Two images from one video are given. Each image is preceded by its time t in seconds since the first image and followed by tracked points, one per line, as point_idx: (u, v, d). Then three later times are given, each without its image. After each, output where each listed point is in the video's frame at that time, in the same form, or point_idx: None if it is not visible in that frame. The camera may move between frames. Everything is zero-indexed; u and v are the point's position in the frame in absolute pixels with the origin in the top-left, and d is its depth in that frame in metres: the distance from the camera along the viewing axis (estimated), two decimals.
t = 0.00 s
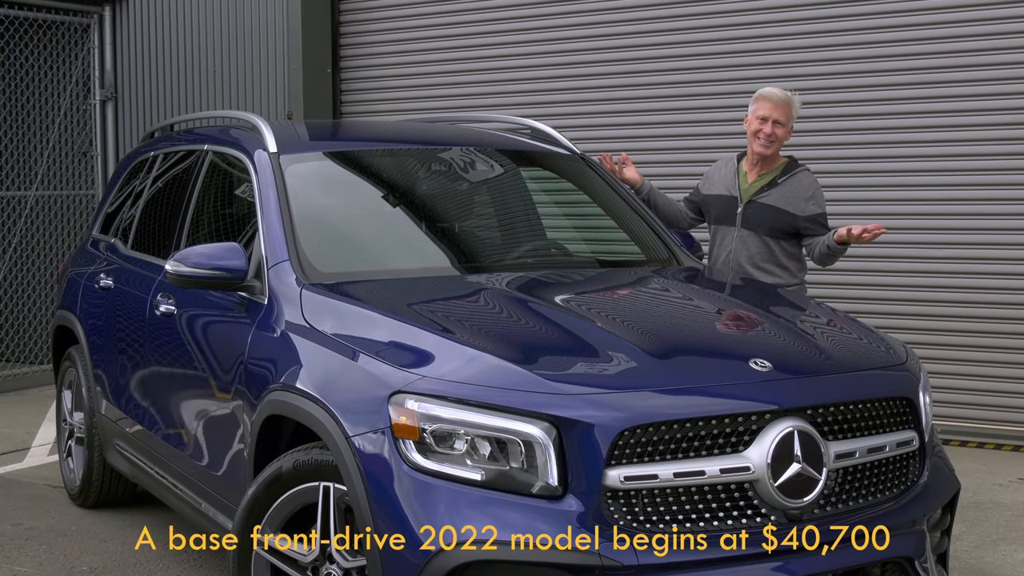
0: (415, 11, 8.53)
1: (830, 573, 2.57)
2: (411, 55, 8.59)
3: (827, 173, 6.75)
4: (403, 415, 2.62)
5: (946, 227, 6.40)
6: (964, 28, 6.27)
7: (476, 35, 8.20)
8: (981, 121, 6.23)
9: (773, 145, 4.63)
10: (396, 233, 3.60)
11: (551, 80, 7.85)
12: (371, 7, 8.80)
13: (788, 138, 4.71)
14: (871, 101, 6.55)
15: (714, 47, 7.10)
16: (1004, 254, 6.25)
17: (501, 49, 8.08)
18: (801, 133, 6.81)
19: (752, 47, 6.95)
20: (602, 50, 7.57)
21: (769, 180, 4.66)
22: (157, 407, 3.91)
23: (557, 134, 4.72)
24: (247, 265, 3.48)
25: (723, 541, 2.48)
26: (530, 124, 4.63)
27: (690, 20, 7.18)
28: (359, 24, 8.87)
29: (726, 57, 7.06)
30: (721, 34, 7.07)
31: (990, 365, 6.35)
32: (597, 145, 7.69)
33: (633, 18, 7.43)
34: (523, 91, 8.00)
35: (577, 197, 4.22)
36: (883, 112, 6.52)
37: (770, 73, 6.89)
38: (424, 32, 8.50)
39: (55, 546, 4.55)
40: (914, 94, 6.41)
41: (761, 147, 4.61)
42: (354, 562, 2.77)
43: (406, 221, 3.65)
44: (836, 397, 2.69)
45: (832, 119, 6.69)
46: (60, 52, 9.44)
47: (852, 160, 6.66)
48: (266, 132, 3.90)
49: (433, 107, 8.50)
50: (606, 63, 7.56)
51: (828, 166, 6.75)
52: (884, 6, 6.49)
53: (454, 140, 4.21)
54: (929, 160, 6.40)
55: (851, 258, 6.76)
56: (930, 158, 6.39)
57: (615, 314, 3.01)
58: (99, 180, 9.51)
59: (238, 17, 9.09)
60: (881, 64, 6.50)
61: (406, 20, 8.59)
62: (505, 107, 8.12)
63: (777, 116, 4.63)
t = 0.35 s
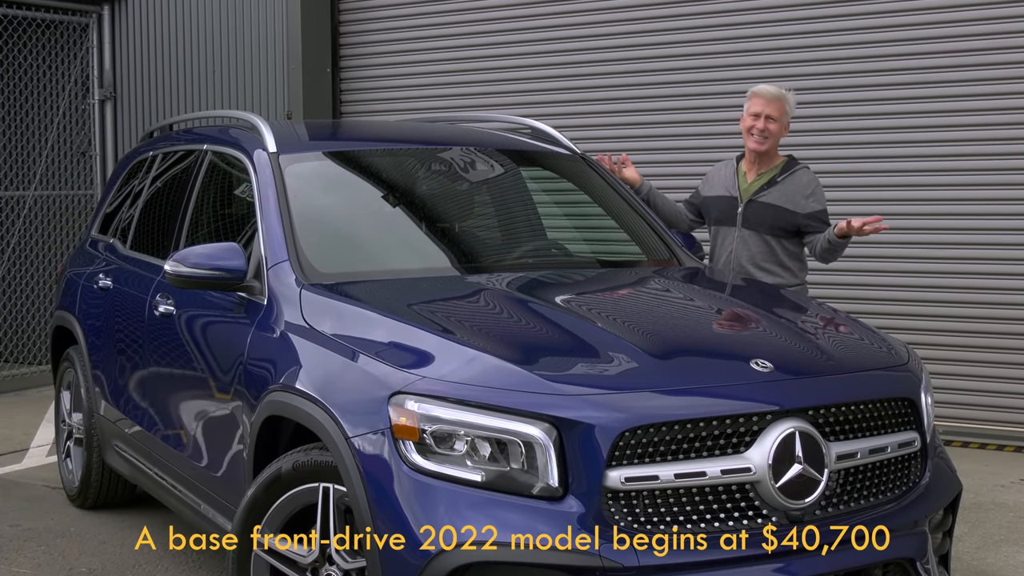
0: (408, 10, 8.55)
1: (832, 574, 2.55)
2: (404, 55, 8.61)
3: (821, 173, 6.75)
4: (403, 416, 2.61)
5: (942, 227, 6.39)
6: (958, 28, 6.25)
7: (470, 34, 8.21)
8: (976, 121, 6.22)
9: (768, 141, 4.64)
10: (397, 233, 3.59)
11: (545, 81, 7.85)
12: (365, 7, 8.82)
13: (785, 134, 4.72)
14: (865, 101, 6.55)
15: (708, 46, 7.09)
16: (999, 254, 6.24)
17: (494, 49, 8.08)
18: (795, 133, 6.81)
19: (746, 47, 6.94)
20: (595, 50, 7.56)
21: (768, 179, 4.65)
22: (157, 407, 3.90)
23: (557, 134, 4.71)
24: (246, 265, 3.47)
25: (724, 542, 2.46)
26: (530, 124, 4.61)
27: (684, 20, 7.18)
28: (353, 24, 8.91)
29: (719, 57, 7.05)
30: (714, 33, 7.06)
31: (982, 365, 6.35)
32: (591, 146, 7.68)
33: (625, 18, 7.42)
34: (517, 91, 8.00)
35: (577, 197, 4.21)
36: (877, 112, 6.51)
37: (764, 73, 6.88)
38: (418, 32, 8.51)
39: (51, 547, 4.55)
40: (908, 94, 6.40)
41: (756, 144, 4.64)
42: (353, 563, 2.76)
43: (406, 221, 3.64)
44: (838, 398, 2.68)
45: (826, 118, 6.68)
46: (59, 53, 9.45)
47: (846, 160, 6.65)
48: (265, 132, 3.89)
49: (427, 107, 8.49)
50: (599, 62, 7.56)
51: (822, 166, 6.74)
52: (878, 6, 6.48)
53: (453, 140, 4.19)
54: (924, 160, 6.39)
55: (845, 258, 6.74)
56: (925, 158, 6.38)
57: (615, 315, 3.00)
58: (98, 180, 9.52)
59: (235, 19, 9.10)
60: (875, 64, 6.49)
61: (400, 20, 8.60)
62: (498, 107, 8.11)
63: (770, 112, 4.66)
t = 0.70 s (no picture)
0: (402, 10, 8.55)
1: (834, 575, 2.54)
2: (398, 55, 8.61)
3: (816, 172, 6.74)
4: (403, 417, 2.60)
5: (936, 227, 6.38)
6: (951, 28, 6.24)
7: (464, 33, 8.21)
8: (970, 121, 6.21)
9: (754, 138, 4.65)
10: (397, 234, 3.58)
11: (539, 81, 7.84)
12: (359, 7, 8.82)
13: (777, 126, 4.69)
14: (859, 101, 6.54)
15: (701, 46, 7.08)
16: (994, 254, 6.23)
17: (487, 49, 8.08)
18: (789, 133, 6.80)
19: (739, 47, 6.94)
20: (588, 50, 7.56)
21: (769, 176, 4.65)
22: (156, 408, 3.89)
23: (557, 133, 4.70)
24: (246, 265, 3.46)
25: (725, 543, 2.45)
26: (530, 123, 4.60)
27: (677, 20, 7.17)
28: (347, 24, 8.92)
29: (713, 57, 7.04)
30: (707, 33, 7.05)
31: (974, 365, 6.35)
32: (586, 146, 7.67)
33: (618, 18, 7.41)
34: (511, 91, 7.99)
35: (577, 197, 4.20)
36: (871, 112, 6.50)
37: (757, 73, 6.88)
38: (411, 32, 8.51)
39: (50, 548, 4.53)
40: (902, 94, 6.38)
41: (744, 144, 4.67)
42: (352, 565, 2.75)
43: (406, 221, 3.63)
44: (838, 399, 2.66)
45: (820, 118, 6.67)
46: (57, 52, 9.45)
47: (842, 160, 6.64)
48: (265, 131, 3.88)
49: (423, 107, 8.49)
50: (593, 62, 7.55)
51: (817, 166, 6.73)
52: (871, 6, 6.47)
53: (453, 139, 4.18)
54: (917, 160, 6.38)
55: (840, 258, 6.72)
56: (919, 158, 6.37)
57: (615, 315, 2.99)
58: (96, 180, 9.52)
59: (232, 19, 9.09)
60: (869, 64, 6.48)
61: (393, 20, 8.62)
62: (492, 107, 8.11)
63: (753, 108, 4.66)
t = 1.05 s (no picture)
0: (396, 9, 8.55)
1: None
2: (391, 55, 8.62)
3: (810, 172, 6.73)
4: (403, 417, 2.59)
5: (932, 227, 6.37)
6: (944, 28, 6.23)
7: (457, 32, 8.20)
8: (965, 121, 6.20)
9: (744, 144, 4.66)
10: (398, 234, 3.57)
11: (533, 81, 7.83)
12: (355, 7, 8.82)
13: (766, 127, 4.67)
14: (852, 102, 6.53)
15: (694, 46, 7.07)
16: (988, 254, 6.22)
17: (481, 48, 8.08)
18: (783, 134, 6.80)
19: (732, 47, 6.93)
20: (582, 50, 7.55)
21: (768, 176, 4.65)
22: (155, 408, 3.88)
23: (557, 133, 4.69)
24: (245, 265, 3.45)
25: (725, 543, 2.44)
26: (531, 122, 4.59)
27: (670, 20, 7.15)
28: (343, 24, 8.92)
29: (706, 57, 7.04)
30: (700, 33, 7.04)
31: (967, 365, 6.34)
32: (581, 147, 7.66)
33: (611, 19, 7.41)
34: (506, 91, 7.98)
35: (578, 197, 4.19)
36: (865, 112, 6.49)
37: (750, 73, 6.87)
38: (405, 32, 8.51)
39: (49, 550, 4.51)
40: (897, 94, 6.37)
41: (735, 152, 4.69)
42: (351, 566, 2.74)
43: (406, 221, 3.62)
44: (840, 400, 2.65)
45: (815, 118, 6.67)
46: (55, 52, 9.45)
47: (837, 160, 6.63)
48: (264, 131, 3.87)
49: (418, 107, 8.48)
50: (586, 62, 7.54)
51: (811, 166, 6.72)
52: (865, 6, 6.47)
53: (453, 139, 4.17)
54: (911, 160, 6.37)
55: (836, 259, 6.70)
56: (913, 158, 6.36)
57: (616, 315, 2.98)
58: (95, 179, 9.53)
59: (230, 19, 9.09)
60: (862, 64, 6.47)
61: (387, 20, 8.62)
62: (486, 107, 8.10)
63: (738, 116, 4.67)
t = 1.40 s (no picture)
0: (392, 9, 8.54)
1: None
2: (386, 55, 8.61)
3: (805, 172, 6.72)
4: (403, 418, 2.58)
5: (927, 228, 6.35)
6: (939, 28, 6.22)
7: (451, 32, 8.20)
8: (960, 121, 6.19)
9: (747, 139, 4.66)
10: (398, 234, 3.56)
11: (527, 80, 7.83)
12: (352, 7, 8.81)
13: (770, 123, 4.67)
14: (846, 102, 6.53)
15: (688, 46, 7.06)
16: (983, 255, 6.21)
17: (476, 48, 8.07)
18: (779, 134, 6.79)
19: (726, 46, 6.92)
20: (577, 50, 7.54)
21: (768, 176, 4.64)
22: (154, 409, 3.86)
23: (558, 133, 4.68)
24: (245, 266, 3.44)
25: (725, 543, 2.44)
26: (532, 122, 4.57)
27: (664, 20, 7.14)
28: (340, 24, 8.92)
29: (700, 57, 7.02)
30: (694, 33, 7.03)
31: (959, 364, 6.34)
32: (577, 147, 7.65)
33: (605, 18, 7.39)
34: (501, 91, 7.97)
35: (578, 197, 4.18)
36: (859, 112, 6.49)
37: (744, 73, 6.87)
38: (400, 32, 8.50)
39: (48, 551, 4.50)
40: (892, 94, 6.36)
41: (737, 146, 4.68)
42: (351, 568, 2.72)
43: (406, 221, 3.61)
44: (841, 401, 2.64)
45: (810, 118, 6.66)
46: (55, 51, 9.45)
47: (833, 160, 6.62)
48: (264, 131, 3.85)
49: (414, 107, 8.46)
50: (581, 62, 7.53)
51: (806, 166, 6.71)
52: (860, 6, 6.46)
53: (454, 139, 4.16)
54: (906, 160, 6.36)
55: (832, 259, 6.68)
56: (909, 158, 6.35)
57: (616, 316, 2.97)
58: (94, 180, 9.53)
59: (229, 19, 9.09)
60: (857, 64, 6.47)
61: (382, 20, 8.62)
62: (481, 107, 8.09)
63: (742, 110, 4.66)
